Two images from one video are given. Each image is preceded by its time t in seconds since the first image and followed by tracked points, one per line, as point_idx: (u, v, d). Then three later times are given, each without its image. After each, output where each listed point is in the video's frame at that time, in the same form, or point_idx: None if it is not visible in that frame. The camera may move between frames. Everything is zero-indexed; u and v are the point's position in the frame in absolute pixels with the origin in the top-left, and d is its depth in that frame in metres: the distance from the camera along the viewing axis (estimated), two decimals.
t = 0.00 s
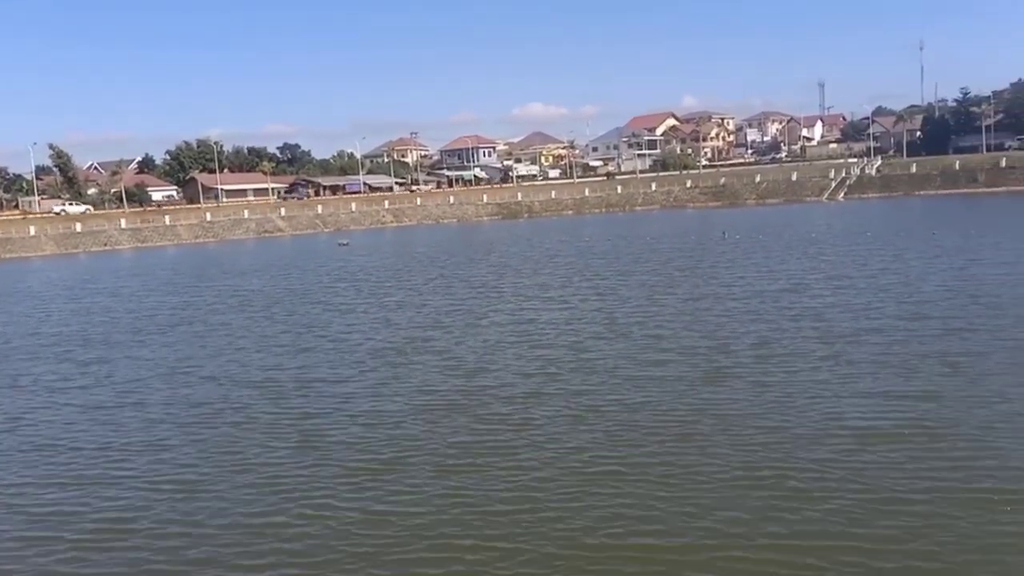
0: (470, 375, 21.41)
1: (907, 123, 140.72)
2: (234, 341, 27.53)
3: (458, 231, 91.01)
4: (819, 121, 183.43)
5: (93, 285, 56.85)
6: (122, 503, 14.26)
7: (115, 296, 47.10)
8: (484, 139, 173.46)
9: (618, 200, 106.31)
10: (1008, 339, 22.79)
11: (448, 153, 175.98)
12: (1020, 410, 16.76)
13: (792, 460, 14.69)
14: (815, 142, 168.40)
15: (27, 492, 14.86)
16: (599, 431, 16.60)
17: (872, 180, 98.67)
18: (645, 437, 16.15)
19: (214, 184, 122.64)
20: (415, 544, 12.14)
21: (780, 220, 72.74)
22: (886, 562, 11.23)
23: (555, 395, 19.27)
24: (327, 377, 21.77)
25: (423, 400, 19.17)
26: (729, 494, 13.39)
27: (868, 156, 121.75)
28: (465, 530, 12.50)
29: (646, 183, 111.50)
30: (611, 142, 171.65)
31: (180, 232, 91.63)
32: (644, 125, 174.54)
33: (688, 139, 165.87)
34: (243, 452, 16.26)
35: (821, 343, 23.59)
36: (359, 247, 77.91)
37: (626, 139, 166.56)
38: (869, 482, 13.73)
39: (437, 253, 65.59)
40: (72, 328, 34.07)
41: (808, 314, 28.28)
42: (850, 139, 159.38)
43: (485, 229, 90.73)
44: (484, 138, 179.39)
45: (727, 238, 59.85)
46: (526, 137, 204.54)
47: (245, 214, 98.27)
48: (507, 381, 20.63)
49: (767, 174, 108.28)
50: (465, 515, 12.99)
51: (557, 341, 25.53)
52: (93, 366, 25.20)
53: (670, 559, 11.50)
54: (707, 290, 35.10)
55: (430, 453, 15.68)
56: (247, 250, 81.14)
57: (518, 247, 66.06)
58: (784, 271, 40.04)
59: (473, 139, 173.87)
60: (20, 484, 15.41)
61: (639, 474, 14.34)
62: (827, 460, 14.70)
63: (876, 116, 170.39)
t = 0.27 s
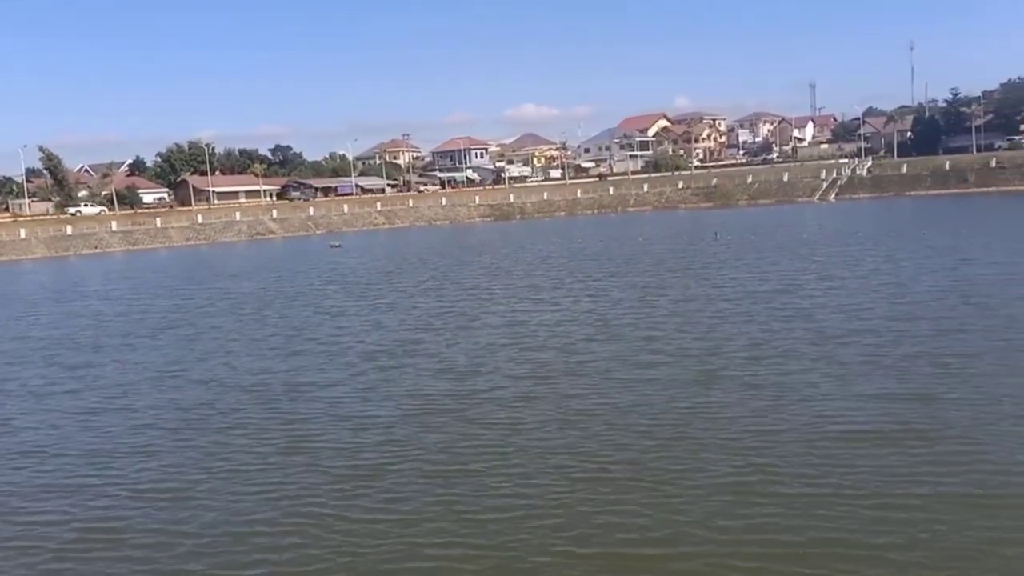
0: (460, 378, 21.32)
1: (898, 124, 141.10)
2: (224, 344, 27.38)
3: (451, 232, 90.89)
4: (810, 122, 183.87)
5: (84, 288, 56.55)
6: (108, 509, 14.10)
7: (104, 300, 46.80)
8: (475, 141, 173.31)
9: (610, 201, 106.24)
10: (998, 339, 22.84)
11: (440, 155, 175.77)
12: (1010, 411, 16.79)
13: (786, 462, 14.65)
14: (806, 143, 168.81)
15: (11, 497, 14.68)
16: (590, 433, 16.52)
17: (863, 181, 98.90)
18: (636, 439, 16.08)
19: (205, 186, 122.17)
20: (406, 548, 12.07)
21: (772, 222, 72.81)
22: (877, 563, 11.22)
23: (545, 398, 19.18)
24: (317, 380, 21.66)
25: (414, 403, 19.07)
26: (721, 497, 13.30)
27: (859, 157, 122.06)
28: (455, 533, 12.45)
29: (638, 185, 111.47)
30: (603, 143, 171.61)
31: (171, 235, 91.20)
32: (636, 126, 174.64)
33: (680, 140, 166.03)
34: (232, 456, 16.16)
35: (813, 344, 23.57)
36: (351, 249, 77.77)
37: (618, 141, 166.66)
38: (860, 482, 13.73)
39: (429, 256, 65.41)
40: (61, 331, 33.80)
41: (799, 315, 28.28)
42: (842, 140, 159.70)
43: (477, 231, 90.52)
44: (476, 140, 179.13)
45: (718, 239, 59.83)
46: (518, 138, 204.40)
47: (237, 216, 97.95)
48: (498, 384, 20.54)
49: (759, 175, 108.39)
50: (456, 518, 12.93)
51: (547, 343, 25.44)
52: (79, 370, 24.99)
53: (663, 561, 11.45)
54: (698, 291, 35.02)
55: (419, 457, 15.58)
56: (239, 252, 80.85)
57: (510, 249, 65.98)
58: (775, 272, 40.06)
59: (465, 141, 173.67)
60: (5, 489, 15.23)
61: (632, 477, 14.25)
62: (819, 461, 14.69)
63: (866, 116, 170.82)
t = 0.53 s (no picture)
0: (454, 376, 21.27)
1: (891, 122, 141.28)
2: (216, 343, 27.25)
3: (445, 230, 90.78)
4: (803, 120, 184.08)
5: (76, 287, 56.21)
6: (101, 509, 14.03)
7: (96, 298, 46.55)
8: (470, 139, 173.15)
9: (604, 199, 106.17)
10: (992, 336, 22.86)
11: (434, 153, 175.49)
12: (1003, 409, 16.78)
13: (780, 459, 14.64)
14: (800, 140, 168.97)
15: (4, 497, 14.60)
16: (584, 431, 16.51)
17: (856, 179, 99.03)
18: (630, 437, 16.07)
19: (199, 184, 121.81)
20: (399, 549, 11.99)
21: (766, 219, 72.84)
22: (873, 562, 11.17)
23: (539, 396, 19.15)
24: (310, 379, 21.55)
25: (407, 402, 19.03)
26: (715, 495, 13.30)
27: (852, 155, 122.24)
28: (448, 534, 12.38)
29: (632, 182, 111.37)
30: (597, 141, 171.63)
31: (164, 233, 90.88)
32: (630, 124, 174.59)
33: (674, 137, 166.06)
34: (226, 456, 16.10)
35: (807, 342, 23.54)
36: (346, 247, 77.58)
37: (612, 138, 166.63)
38: (854, 481, 13.70)
39: (422, 253, 65.30)
40: (52, 330, 33.62)
41: (793, 312, 28.27)
42: (835, 138, 159.84)
43: (472, 229, 90.37)
44: (470, 138, 178.82)
45: (712, 237, 59.85)
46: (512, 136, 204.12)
47: (230, 214, 97.63)
48: (491, 382, 20.50)
49: (753, 172, 108.40)
50: (449, 518, 12.87)
51: (541, 341, 25.40)
52: (72, 369, 24.85)
53: (659, 561, 11.39)
54: (692, 289, 35.02)
55: (413, 456, 15.54)
56: (232, 251, 80.46)
57: (503, 247, 65.86)
58: (769, 270, 40.07)
59: (459, 139, 173.41)
60: None
61: (626, 475, 14.24)
62: (813, 458, 14.69)
63: (859, 114, 171.05)
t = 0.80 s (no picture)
0: (437, 376, 21.06)
1: (875, 122, 141.91)
2: (195, 344, 26.84)
3: (431, 229, 90.46)
4: (788, 119, 184.70)
5: (56, 286, 55.44)
6: (76, 513, 13.75)
7: (77, 297, 46.02)
8: (456, 137, 172.78)
9: (590, 198, 106.03)
10: (975, 336, 22.83)
11: (419, 151, 174.98)
12: (988, 409, 16.69)
13: (765, 461, 14.51)
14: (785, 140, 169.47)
15: None
16: (569, 431, 16.34)
17: (840, 178, 99.34)
18: (614, 438, 15.92)
19: (183, 183, 120.91)
20: (378, 556, 11.73)
21: (751, 219, 72.83)
22: (861, 566, 11.01)
23: (523, 396, 18.97)
24: (290, 380, 21.24)
25: (390, 402, 18.81)
26: (700, 497, 13.16)
27: (837, 155, 122.63)
28: (429, 538, 12.16)
29: (618, 182, 111.29)
30: (584, 140, 171.54)
31: (148, 232, 90.06)
32: (616, 123, 174.64)
33: (660, 137, 166.21)
34: (206, 458, 15.84)
35: (792, 343, 23.40)
36: (331, 246, 77.13)
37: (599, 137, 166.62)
38: (839, 482, 13.60)
39: (407, 252, 64.96)
40: (30, 330, 33.14)
41: (777, 312, 28.18)
42: (819, 138, 160.39)
43: (459, 227, 90.07)
44: (456, 136, 178.34)
45: (697, 236, 59.84)
46: (498, 135, 203.80)
47: (215, 213, 96.84)
48: (475, 382, 20.31)
49: (738, 172, 108.57)
50: (430, 522, 12.65)
51: (525, 341, 25.21)
52: (51, 370, 24.47)
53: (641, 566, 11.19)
54: (677, 288, 34.92)
55: (395, 457, 15.33)
56: (216, 250, 79.64)
57: (488, 246, 65.61)
58: (753, 269, 39.98)
59: (445, 138, 172.94)
60: None
61: (610, 477, 14.08)
62: (799, 459, 14.57)
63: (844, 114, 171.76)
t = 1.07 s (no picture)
0: (418, 379, 20.93)
1: (855, 123, 142.78)
2: (174, 347, 26.59)
3: (415, 230, 90.15)
4: (770, 120, 185.54)
5: (33, 289, 54.81)
6: (50, 519, 13.55)
7: (55, 300, 45.53)
8: (439, 138, 172.52)
9: (573, 198, 106.04)
10: (954, 336, 22.95)
11: (403, 152, 174.58)
12: (968, 409, 16.75)
13: (747, 462, 14.49)
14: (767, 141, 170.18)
15: None
16: (550, 434, 16.27)
17: (822, 178, 99.82)
18: (596, 440, 15.88)
19: (164, 184, 120.03)
20: (358, 561, 11.60)
21: (733, 219, 72.93)
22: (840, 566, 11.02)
23: (504, 399, 18.88)
24: (270, 383, 21.07)
25: (371, 405, 18.68)
26: (681, 499, 13.12)
27: (818, 155, 123.30)
28: (409, 542, 12.08)
29: (601, 182, 111.35)
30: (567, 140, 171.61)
31: (129, 233, 89.29)
32: (599, 124, 174.87)
33: (643, 137, 166.53)
34: (184, 462, 15.67)
35: (773, 343, 23.43)
36: (314, 247, 76.73)
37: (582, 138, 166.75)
38: (819, 482, 13.61)
39: (389, 253, 64.71)
40: (7, 333, 32.72)
41: (758, 313, 28.22)
42: (801, 138, 161.20)
43: (442, 228, 89.84)
44: (439, 137, 178.00)
45: (679, 236, 59.90)
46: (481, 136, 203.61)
47: (197, 214, 96.17)
48: (456, 385, 20.20)
49: (721, 172, 108.88)
50: (410, 526, 12.56)
51: (507, 343, 25.12)
52: (28, 374, 24.14)
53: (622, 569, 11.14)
54: (659, 289, 34.91)
55: (376, 461, 15.21)
56: (198, 251, 79.04)
57: (471, 247, 65.47)
58: (735, 270, 40.06)
59: (428, 138, 172.63)
60: None
61: (592, 479, 14.02)
62: (780, 460, 14.56)
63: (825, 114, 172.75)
